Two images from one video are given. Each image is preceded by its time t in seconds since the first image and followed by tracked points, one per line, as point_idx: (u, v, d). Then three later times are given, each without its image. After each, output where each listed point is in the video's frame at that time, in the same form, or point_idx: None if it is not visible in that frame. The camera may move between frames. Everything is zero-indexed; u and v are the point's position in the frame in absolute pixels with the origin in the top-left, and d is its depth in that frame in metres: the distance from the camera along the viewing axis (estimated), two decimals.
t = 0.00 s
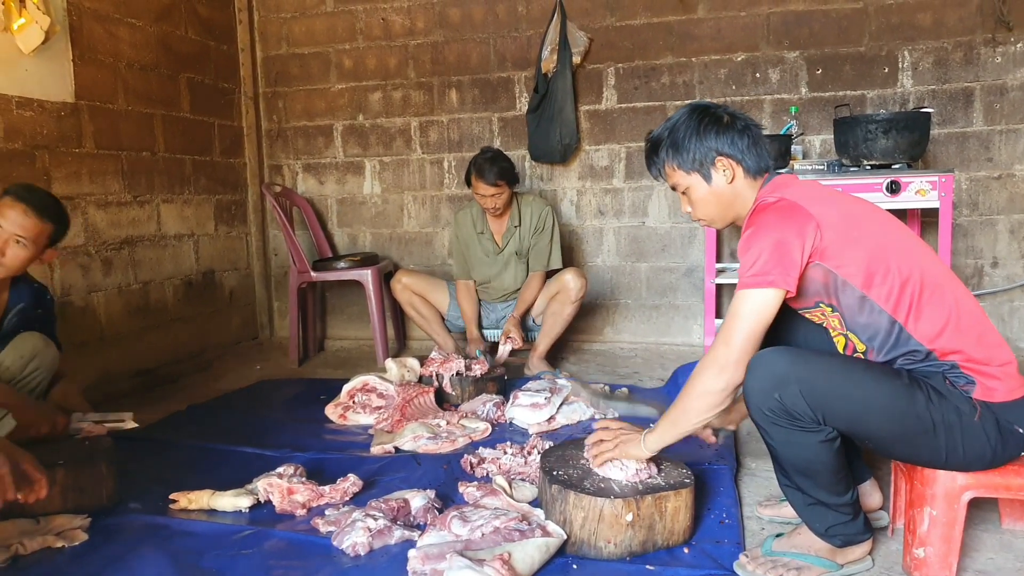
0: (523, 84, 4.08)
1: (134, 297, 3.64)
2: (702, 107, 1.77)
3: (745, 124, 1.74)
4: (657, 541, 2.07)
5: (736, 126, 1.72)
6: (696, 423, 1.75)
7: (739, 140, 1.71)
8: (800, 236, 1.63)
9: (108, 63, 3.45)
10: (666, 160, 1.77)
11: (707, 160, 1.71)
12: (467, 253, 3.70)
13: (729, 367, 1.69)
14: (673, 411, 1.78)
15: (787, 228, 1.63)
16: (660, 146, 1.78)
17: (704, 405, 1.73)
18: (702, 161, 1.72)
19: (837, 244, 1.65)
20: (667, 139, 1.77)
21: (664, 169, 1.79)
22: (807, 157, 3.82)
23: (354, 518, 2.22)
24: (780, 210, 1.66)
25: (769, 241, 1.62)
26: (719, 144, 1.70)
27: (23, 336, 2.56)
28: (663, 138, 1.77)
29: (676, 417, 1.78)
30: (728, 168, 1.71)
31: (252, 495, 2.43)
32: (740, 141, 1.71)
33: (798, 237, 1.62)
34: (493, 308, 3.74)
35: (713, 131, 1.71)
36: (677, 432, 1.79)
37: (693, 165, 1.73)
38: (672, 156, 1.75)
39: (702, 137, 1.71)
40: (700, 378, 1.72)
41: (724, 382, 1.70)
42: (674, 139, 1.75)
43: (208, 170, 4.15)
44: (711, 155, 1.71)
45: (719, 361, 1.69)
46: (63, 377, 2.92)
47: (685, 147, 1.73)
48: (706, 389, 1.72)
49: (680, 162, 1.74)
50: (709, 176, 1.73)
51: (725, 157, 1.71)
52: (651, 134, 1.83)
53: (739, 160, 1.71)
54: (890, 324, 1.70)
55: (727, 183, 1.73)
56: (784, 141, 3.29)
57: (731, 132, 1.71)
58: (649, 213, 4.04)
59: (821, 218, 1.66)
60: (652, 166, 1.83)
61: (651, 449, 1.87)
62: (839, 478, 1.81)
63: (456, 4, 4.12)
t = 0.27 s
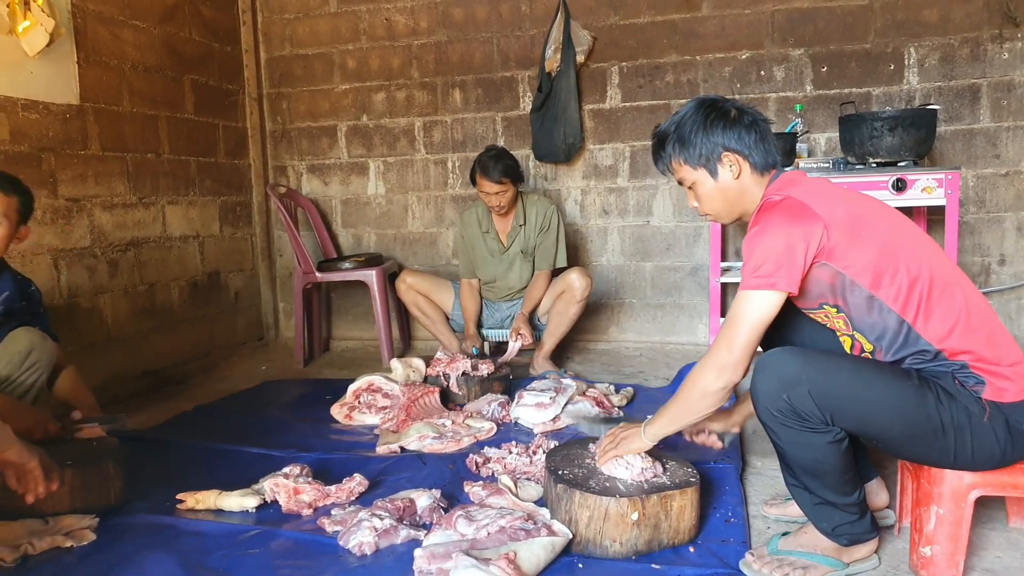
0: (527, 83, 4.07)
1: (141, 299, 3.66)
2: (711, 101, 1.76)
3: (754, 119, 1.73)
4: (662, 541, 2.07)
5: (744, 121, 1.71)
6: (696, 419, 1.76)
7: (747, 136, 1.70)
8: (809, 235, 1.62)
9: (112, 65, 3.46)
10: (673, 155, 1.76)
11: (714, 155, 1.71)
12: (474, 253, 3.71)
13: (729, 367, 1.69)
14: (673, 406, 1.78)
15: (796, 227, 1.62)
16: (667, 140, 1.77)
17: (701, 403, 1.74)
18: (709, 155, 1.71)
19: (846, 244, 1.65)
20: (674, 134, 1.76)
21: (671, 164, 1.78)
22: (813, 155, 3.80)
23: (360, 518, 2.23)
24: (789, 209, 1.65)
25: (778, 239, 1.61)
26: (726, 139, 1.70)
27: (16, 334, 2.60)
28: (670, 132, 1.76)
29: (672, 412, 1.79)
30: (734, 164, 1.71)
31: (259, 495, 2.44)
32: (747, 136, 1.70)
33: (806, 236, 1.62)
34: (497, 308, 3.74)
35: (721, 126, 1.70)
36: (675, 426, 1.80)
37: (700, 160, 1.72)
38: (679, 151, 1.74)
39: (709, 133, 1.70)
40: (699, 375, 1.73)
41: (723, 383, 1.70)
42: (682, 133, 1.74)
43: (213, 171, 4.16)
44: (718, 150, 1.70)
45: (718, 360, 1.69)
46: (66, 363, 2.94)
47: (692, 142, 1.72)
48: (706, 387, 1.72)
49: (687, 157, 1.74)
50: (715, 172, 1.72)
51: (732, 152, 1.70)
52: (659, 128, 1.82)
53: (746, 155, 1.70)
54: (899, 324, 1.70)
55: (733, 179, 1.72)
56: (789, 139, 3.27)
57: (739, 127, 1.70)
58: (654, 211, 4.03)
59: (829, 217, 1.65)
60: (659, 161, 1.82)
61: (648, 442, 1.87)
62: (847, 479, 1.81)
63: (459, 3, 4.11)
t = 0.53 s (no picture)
0: (527, 82, 4.07)
1: (140, 298, 3.64)
2: (710, 101, 1.77)
3: (753, 118, 1.73)
4: (662, 540, 2.07)
5: (743, 120, 1.71)
6: (717, 425, 1.79)
7: (745, 134, 1.70)
8: (810, 233, 1.63)
9: (112, 64, 3.45)
10: (672, 153, 1.77)
11: (712, 153, 1.71)
12: (474, 252, 3.72)
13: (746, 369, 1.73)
14: (694, 413, 1.82)
15: (797, 225, 1.63)
16: (666, 139, 1.78)
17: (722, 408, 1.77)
18: (707, 154, 1.72)
19: (846, 242, 1.65)
20: (674, 133, 1.77)
21: (670, 163, 1.79)
22: (812, 154, 3.82)
23: (360, 517, 2.23)
24: (790, 207, 1.66)
25: (779, 238, 1.62)
26: (725, 138, 1.70)
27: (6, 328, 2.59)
28: (669, 131, 1.77)
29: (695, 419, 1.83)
30: (733, 162, 1.71)
31: (258, 495, 2.44)
32: (746, 135, 1.70)
33: (808, 234, 1.62)
34: (498, 307, 3.74)
35: (720, 124, 1.71)
36: (699, 433, 1.84)
37: (699, 159, 1.73)
38: (678, 150, 1.75)
39: (708, 131, 1.71)
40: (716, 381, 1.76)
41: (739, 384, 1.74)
42: (681, 132, 1.75)
43: (213, 170, 4.15)
44: (716, 149, 1.71)
45: (733, 364, 1.73)
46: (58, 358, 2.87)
47: (691, 140, 1.73)
48: (723, 391, 1.76)
49: (686, 155, 1.74)
50: (714, 171, 1.73)
51: (731, 151, 1.71)
52: (659, 128, 1.83)
53: (745, 154, 1.71)
54: (898, 322, 1.70)
55: (732, 177, 1.73)
56: (788, 139, 3.28)
57: (737, 126, 1.71)
58: (654, 211, 4.04)
59: (830, 215, 1.66)
60: (659, 160, 1.83)
61: (677, 450, 1.91)
62: (845, 478, 1.81)
63: (460, 2, 4.11)
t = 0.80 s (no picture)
0: (527, 80, 4.07)
1: (138, 297, 3.63)
2: (710, 97, 1.77)
3: (753, 114, 1.73)
4: (662, 537, 2.08)
5: (743, 116, 1.72)
6: (725, 427, 1.82)
7: (745, 131, 1.71)
8: (814, 230, 1.64)
9: (108, 61, 3.42)
10: (673, 151, 1.77)
11: (712, 150, 1.72)
12: (473, 249, 3.75)
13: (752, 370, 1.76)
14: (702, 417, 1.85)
15: (801, 221, 1.64)
16: (667, 137, 1.79)
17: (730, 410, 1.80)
18: (707, 151, 1.72)
19: (849, 238, 1.66)
20: (674, 131, 1.77)
21: (671, 161, 1.79)
22: (811, 153, 3.82)
23: (361, 515, 2.22)
24: (794, 204, 1.67)
25: (783, 234, 1.64)
26: (724, 135, 1.71)
27: None
28: (669, 129, 1.78)
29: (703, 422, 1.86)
30: (733, 159, 1.72)
31: (258, 494, 2.43)
32: (746, 131, 1.71)
33: (811, 231, 1.64)
34: (498, 305, 3.74)
35: (719, 121, 1.71)
36: (708, 436, 1.86)
37: (699, 156, 1.73)
38: (678, 147, 1.76)
39: (708, 129, 1.71)
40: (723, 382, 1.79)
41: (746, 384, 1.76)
42: (680, 130, 1.75)
43: (211, 168, 4.13)
44: (716, 146, 1.71)
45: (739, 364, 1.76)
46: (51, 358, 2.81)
47: (691, 138, 1.73)
48: (729, 393, 1.80)
49: (686, 153, 1.75)
50: (714, 167, 1.73)
51: (730, 148, 1.71)
52: (659, 126, 1.83)
53: (744, 151, 1.71)
54: (899, 319, 1.71)
55: (732, 174, 1.73)
56: (788, 137, 3.29)
57: (737, 123, 1.71)
58: (654, 209, 4.04)
59: (834, 211, 1.67)
60: (660, 157, 1.83)
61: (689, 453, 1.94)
62: (844, 475, 1.82)
63: None
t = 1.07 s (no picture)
0: (525, 78, 4.06)
1: (133, 291, 3.62)
2: (710, 95, 1.77)
3: (753, 111, 1.73)
4: (657, 536, 2.08)
5: (742, 113, 1.72)
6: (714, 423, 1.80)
7: (744, 128, 1.71)
8: (812, 230, 1.63)
9: (105, 54, 3.41)
10: (672, 148, 1.78)
11: (711, 147, 1.72)
12: (469, 246, 3.75)
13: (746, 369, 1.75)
14: (690, 413, 1.82)
15: (799, 221, 1.63)
16: (666, 134, 1.79)
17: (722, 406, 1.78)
18: (706, 148, 1.72)
19: (848, 239, 1.66)
20: (673, 128, 1.77)
21: (671, 158, 1.80)
22: (809, 153, 3.82)
23: (355, 512, 2.22)
24: (793, 203, 1.66)
25: (781, 234, 1.63)
26: (723, 132, 1.71)
27: None
28: (669, 126, 1.78)
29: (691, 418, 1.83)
30: (732, 156, 1.72)
31: (252, 489, 2.43)
32: (745, 128, 1.71)
33: (809, 231, 1.63)
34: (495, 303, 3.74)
35: (719, 118, 1.71)
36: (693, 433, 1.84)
37: (698, 153, 1.73)
38: (678, 145, 1.76)
39: (707, 126, 1.72)
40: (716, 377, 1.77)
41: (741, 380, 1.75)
42: (680, 127, 1.75)
43: (208, 163, 4.12)
44: (715, 143, 1.72)
45: (733, 359, 1.74)
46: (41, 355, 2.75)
47: (690, 135, 1.74)
48: (722, 389, 1.78)
49: (685, 150, 1.75)
50: (713, 164, 1.74)
51: (729, 144, 1.71)
52: (659, 123, 1.84)
53: (743, 147, 1.71)
54: (898, 320, 1.71)
55: (731, 171, 1.73)
56: (786, 137, 3.29)
57: (736, 120, 1.71)
58: (651, 208, 4.04)
59: (833, 211, 1.66)
60: (661, 155, 1.84)
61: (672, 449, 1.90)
62: (842, 475, 1.82)
63: None
